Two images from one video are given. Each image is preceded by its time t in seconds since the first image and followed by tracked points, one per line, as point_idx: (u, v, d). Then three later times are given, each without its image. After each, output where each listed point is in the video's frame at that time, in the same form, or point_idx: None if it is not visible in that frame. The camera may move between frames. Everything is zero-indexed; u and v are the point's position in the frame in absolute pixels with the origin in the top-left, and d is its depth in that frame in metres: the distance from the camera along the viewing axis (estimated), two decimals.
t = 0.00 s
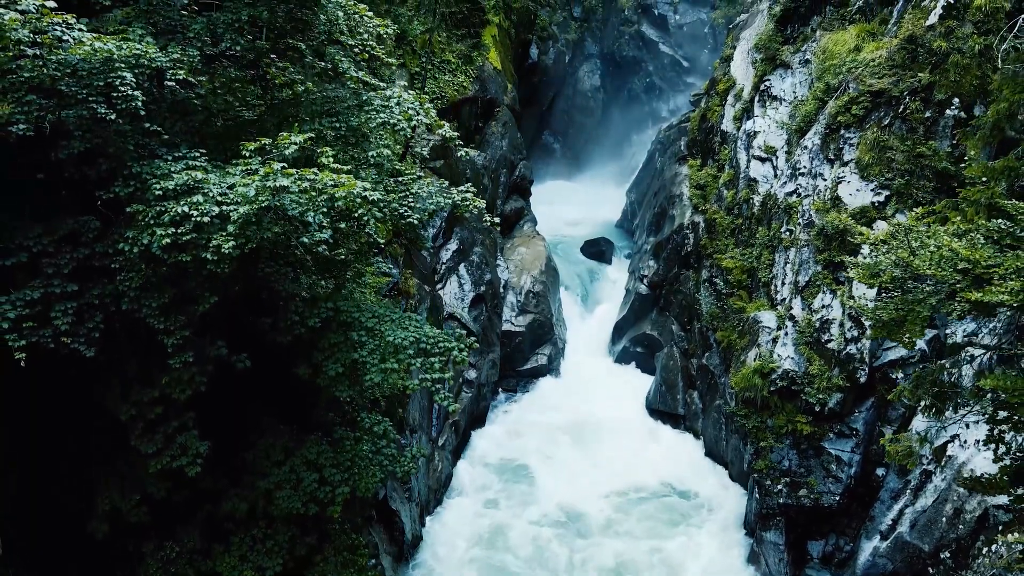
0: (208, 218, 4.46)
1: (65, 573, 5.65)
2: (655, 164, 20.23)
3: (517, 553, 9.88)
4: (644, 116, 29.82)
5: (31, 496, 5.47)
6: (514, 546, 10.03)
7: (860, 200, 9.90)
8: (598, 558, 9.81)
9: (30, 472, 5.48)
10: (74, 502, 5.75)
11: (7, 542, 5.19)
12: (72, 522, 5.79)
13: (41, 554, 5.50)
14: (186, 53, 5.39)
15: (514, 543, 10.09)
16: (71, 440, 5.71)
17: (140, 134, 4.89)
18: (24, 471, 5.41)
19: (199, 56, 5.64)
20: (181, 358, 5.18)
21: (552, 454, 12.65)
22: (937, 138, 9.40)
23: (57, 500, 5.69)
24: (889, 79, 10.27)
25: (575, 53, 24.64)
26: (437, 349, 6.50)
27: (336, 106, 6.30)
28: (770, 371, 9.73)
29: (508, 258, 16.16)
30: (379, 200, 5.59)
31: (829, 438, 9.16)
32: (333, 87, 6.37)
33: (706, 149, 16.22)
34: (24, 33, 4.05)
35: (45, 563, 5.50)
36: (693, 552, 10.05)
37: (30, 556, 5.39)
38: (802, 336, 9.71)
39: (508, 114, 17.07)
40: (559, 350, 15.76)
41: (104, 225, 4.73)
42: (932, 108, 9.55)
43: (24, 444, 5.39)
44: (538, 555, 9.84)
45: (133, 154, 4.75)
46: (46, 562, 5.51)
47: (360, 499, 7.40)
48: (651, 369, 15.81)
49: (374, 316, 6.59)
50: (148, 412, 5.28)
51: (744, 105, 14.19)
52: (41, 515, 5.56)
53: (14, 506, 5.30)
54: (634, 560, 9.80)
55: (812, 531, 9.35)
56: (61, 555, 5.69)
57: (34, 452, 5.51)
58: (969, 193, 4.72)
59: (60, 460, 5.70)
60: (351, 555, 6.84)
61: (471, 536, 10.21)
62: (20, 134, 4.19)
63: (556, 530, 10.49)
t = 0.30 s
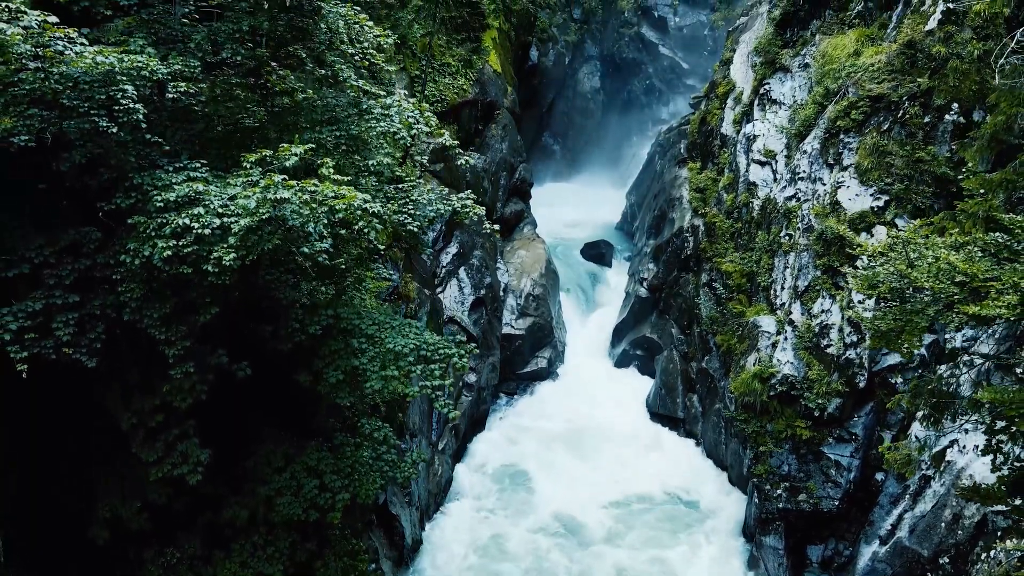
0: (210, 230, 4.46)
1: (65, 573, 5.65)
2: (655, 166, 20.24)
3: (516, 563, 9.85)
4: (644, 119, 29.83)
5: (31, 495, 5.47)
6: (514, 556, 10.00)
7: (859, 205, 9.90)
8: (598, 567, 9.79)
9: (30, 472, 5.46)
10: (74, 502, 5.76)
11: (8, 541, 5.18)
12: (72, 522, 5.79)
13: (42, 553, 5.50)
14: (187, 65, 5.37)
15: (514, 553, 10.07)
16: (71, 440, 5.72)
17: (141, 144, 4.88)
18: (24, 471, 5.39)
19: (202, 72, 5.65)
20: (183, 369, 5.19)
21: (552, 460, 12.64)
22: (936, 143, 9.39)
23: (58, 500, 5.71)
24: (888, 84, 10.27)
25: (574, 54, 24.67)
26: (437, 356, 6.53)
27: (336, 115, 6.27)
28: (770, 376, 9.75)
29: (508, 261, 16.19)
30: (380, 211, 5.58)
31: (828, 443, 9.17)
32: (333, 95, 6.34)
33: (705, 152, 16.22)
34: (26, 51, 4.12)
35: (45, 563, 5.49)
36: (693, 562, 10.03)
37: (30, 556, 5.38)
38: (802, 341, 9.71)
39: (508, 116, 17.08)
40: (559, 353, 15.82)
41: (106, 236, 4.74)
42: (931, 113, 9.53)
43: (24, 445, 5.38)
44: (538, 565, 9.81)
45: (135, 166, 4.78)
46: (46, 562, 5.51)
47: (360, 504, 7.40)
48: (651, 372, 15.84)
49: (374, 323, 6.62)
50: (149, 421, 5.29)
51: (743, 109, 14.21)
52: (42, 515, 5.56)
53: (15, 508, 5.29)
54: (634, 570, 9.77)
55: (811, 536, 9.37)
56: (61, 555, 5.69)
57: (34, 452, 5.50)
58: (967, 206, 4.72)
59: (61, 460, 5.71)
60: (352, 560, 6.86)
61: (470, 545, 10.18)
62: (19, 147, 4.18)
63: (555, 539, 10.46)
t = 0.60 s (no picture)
0: (211, 243, 4.46)
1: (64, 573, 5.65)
2: (655, 169, 20.25)
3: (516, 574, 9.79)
4: (644, 121, 29.85)
5: (31, 494, 5.48)
6: (514, 567, 9.94)
7: (858, 211, 9.92)
8: None
9: (30, 472, 5.48)
10: (74, 502, 5.72)
11: (7, 542, 5.21)
12: (73, 523, 5.79)
13: (41, 553, 5.53)
14: (187, 77, 5.38)
15: (514, 564, 10.00)
16: (71, 440, 5.69)
17: (141, 155, 4.88)
18: (24, 470, 5.41)
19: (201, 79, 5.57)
20: (184, 381, 5.19)
21: (552, 468, 12.60)
22: (935, 149, 9.42)
23: (57, 500, 5.69)
24: (887, 90, 10.28)
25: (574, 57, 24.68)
26: (437, 363, 6.54)
27: (337, 124, 6.25)
28: (769, 382, 9.76)
29: (508, 264, 16.20)
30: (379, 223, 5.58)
31: (828, 448, 9.18)
32: (333, 104, 6.25)
33: (705, 155, 16.23)
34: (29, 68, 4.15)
35: (45, 563, 5.52)
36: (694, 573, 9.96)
37: (30, 556, 5.42)
38: (801, 347, 9.71)
39: (508, 119, 17.09)
40: (559, 356, 15.83)
41: (107, 248, 4.74)
42: (930, 119, 9.60)
43: (23, 447, 5.40)
44: None
45: (136, 179, 4.80)
46: (46, 562, 5.53)
47: (361, 510, 7.36)
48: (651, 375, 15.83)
49: (374, 331, 6.63)
50: (150, 431, 5.29)
51: (743, 113, 14.24)
52: (42, 516, 5.57)
53: (15, 501, 5.32)
54: None
55: (811, 541, 9.39)
56: (60, 556, 5.70)
57: (33, 454, 5.51)
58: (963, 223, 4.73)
59: (60, 461, 5.68)
60: (352, 567, 6.86)
61: (469, 556, 10.14)
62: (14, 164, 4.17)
63: (555, 550, 10.39)
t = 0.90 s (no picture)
0: (212, 256, 4.48)
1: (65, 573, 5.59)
2: (655, 172, 20.26)
3: None
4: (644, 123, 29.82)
5: (31, 494, 5.45)
6: None
7: (857, 216, 9.94)
8: None
9: (30, 472, 5.45)
10: (74, 502, 5.75)
11: (7, 542, 5.15)
12: (74, 522, 5.76)
13: (41, 553, 5.45)
14: (189, 88, 5.44)
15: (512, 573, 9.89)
16: (71, 440, 5.67)
17: (143, 166, 4.89)
18: (24, 469, 5.38)
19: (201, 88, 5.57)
20: (185, 392, 5.21)
21: (552, 473, 12.51)
22: (935, 154, 9.43)
23: (58, 500, 5.68)
24: (886, 95, 10.28)
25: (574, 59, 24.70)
26: (438, 371, 6.55)
27: (337, 134, 6.29)
28: (769, 387, 9.78)
29: (508, 268, 16.23)
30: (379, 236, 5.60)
31: (827, 454, 9.19)
32: (333, 113, 6.28)
33: (705, 159, 16.24)
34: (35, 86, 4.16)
35: (45, 563, 5.44)
36: None
37: (30, 556, 5.34)
38: (801, 352, 9.72)
39: (508, 122, 17.10)
40: (559, 359, 15.85)
41: (108, 259, 4.78)
42: (929, 124, 9.56)
43: (23, 447, 5.36)
44: None
45: (137, 191, 4.82)
46: (46, 562, 5.46)
47: (361, 516, 7.35)
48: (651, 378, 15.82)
49: (374, 339, 6.64)
50: (151, 439, 5.30)
51: (742, 116, 14.28)
52: (42, 516, 5.54)
53: (15, 501, 5.30)
54: None
55: (810, 546, 9.42)
56: (61, 556, 5.63)
57: (34, 454, 5.48)
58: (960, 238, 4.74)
59: (61, 460, 5.66)
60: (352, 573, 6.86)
61: (468, 564, 10.04)
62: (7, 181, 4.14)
63: (554, 559, 10.27)
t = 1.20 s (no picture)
0: (213, 268, 4.47)
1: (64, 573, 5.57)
2: (655, 174, 20.27)
3: None
4: (645, 125, 29.82)
5: (31, 494, 5.41)
6: None
7: (857, 221, 9.96)
8: None
9: (30, 472, 5.40)
10: (74, 502, 5.71)
11: (8, 543, 5.14)
12: (73, 522, 5.73)
13: (41, 553, 5.46)
14: (190, 100, 5.43)
15: None
16: (71, 440, 5.62)
17: (145, 177, 4.89)
18: (24, 470, 5.33)
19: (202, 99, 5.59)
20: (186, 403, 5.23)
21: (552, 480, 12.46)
22: (934, 159, 9.38)
23: (58, 500, 5.64)
24: (885, 100, 10.27)
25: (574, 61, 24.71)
26: (438, 378, 6.58)
27: (338, 142, 6.28)
28: (769, 392, 9.80)
29: (508, 271, 16.25)
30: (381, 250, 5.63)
31: (826, 459, 9.22)
32: (334, 121, 6.28)
33: (705, 162, 16.24)
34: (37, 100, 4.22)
35: (45, 563, 5.45)
36: None
37: (30, 556, 5.35)
38: (800, 357, 9.74)
39: (508, 125, 17.11)
40: (559, 362, 15.89)
41: (111, 269, 4.80)
42: (928, 130, 9.55)
43: (23, 447, 5.30)
44: None
45: (139, 203, 4.83)
46: (46, 563, 5.47)
47: (362, 523, 7.33)
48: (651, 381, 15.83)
49: (374, 346, 6.66)
50: (152, 449, 5.31)
51: (742, 120, 14.31)
52: (42, 516, 5.51)
53: (15, 501, 5.26)
54: None
55: (809, 551, 9.49)
56: (61, 556, 5.63)
57: (33, 454, 5.42)
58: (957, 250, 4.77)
59: (60, 460, 5.62)
60: None
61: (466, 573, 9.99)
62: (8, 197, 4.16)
63: (552, 568, 10.19)
